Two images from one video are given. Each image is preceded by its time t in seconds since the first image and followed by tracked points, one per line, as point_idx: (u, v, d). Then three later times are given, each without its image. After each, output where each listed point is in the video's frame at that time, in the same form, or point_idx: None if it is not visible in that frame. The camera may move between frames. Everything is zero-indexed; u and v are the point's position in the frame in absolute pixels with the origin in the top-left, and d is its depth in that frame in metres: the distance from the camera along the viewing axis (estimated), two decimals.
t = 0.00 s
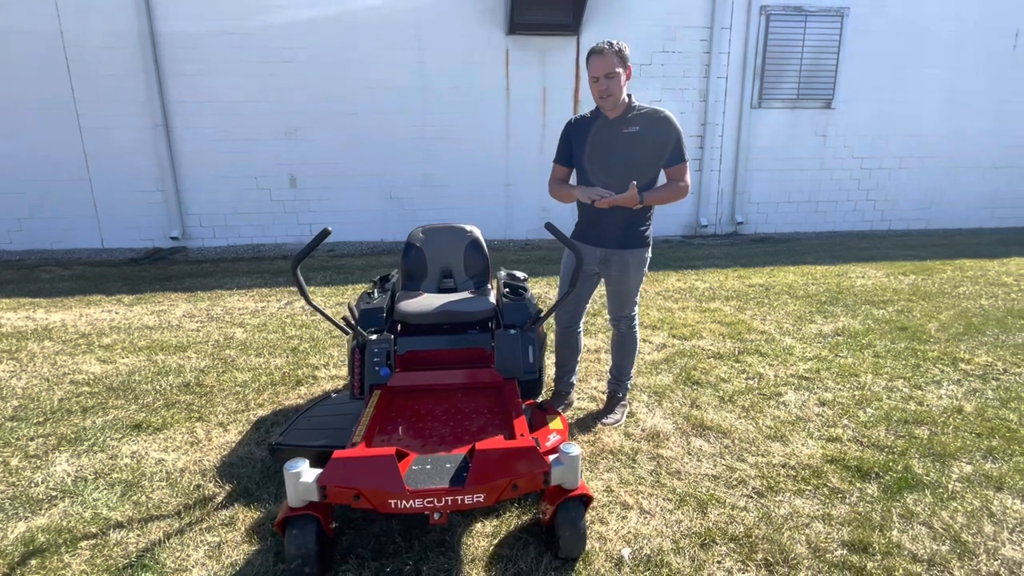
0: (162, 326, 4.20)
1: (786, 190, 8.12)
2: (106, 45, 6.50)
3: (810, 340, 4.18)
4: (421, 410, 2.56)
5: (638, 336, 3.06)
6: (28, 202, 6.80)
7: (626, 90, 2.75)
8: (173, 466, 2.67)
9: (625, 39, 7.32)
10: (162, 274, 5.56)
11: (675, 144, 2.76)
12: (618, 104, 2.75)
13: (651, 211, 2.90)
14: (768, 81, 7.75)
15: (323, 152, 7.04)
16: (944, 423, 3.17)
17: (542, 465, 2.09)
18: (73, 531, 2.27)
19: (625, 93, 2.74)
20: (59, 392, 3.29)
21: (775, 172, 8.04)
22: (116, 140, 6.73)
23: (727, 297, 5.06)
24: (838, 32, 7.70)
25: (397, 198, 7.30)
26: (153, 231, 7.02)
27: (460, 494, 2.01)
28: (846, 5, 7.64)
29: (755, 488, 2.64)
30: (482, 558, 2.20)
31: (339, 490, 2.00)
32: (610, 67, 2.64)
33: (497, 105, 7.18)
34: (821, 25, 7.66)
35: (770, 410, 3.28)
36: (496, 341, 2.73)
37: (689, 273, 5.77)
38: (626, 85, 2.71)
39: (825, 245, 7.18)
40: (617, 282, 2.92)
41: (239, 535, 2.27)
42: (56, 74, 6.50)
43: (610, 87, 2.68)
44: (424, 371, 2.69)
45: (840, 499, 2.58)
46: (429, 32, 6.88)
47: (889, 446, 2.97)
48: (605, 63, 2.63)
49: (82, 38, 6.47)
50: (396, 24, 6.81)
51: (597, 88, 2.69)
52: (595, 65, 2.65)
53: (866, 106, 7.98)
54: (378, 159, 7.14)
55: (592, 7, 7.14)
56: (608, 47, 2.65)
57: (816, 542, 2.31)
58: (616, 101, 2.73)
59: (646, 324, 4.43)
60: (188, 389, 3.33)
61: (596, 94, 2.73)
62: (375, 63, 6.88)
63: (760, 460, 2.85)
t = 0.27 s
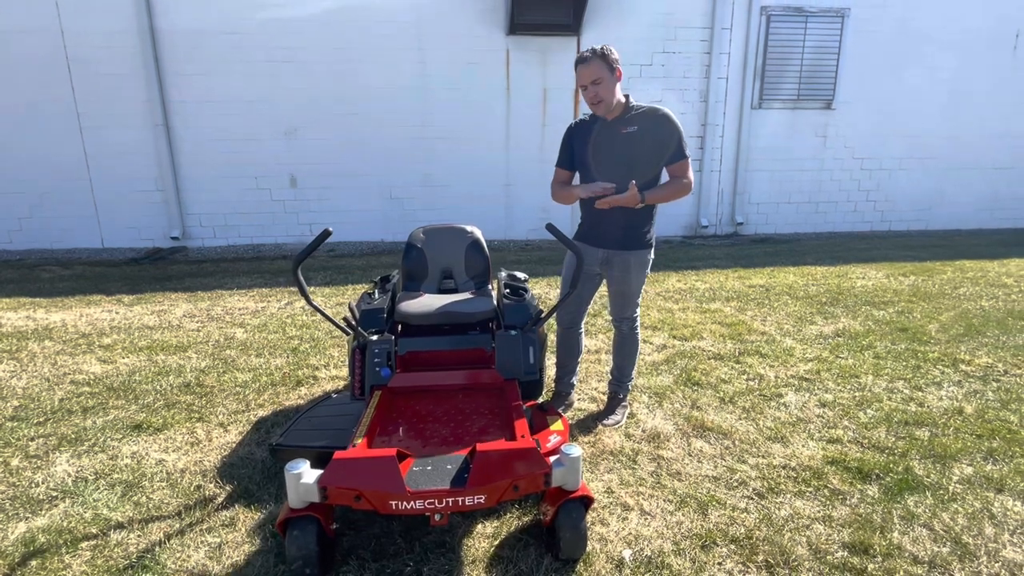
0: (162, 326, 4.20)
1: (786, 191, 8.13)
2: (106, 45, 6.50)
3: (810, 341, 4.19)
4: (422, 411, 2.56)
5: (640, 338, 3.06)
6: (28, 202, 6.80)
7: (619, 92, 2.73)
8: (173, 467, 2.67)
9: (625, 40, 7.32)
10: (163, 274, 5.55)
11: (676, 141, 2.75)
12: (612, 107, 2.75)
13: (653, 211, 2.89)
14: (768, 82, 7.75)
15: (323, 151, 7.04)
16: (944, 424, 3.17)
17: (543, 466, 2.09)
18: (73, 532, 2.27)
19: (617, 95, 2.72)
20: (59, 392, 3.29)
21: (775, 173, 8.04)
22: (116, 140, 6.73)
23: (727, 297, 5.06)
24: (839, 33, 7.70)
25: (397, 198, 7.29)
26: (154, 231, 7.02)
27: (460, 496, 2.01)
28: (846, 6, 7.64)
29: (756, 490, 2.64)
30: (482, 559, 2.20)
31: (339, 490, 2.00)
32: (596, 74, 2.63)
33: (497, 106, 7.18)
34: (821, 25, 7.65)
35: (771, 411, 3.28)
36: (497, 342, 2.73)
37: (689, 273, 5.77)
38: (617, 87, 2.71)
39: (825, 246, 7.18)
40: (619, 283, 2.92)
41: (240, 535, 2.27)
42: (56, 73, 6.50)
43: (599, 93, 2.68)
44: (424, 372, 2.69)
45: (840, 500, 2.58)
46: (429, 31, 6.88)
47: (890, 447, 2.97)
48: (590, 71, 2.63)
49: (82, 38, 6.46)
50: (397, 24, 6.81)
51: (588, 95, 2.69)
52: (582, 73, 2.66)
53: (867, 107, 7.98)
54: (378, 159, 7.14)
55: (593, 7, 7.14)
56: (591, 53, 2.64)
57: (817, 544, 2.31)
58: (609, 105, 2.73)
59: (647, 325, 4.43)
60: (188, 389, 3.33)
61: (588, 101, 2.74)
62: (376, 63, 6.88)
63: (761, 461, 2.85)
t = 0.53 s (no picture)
0: (165, 325, 4.20)
1: (789, 191, 8.11)
2: (109, 45, 6.51)
3: (812, 343, 4.17)
4: (422, 412, 2.57)
5: (641, 338, 3.05)
6: (32, 202, 6.82)
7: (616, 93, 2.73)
8: (175, 467, 2.68)
9: (628, 40, 7.31)
10: (165, 273, 5.56)
11: (676, 140, 2.73)
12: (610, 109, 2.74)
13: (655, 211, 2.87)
14: (771, 82, 7.74)
15: (326, 151, 7.04)
16: (946, 426, 3.16)
17: (543, 467, 2.09)
18: (74, 531, 2.27)
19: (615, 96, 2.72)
20: (61, 392, 3.30)
21: (778, 173, 8.02)
22: (119, 139, 6.74)
23: (729, 298, 5.05)
24: (842, 33, 7.68)
25: (399, 198, 7.30)
26: (156, 230, 7.03)
27: (460, 497, 2.01)
28: (849, 6, 7.61)
29: (757, 492, 2.63)
30: (482, 560, 2.20)
31: (339, 492, 2.00)
32: (593, 75, 2.62)
33: (499, 106, 7.18)
34: (824, 25, 7.63)
35: (773, 413, 3.27)
36: (497, 343, 2.73)
37: (691, 274, 5.77)
38: (615, 89, 2.71)
39: (828, 247, 7.16)
40: (621, 284, 2.92)
41: (240, 535, 2.27)
42: (59, 73, 6.52)
43: (598, 94, 2.67)
44: (425, 372, 2.70)
45: (842, 503, 2.57)
46: (431, 31, 6.88)
47: (892, 449, 2.96)
48: (586, 74, 2.62)
49: (85, 38, 6.48)
50: (399, 24, 6.80)
51: (585, 97, 2.69)
52: (580, 75, 2.65)
53: (870, 107, 7.96)
54: (380, 159, 7.14)
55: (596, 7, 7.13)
56: (588, 56, 2.64)
57: (818, 546, 2.31)
58: (607, 106, 2.72)
59: (648, 325, 4.43)
60: (190, 389, 3.34)
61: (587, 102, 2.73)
62: (378, 62, 6.88)
63: (762, 463, 2.84)
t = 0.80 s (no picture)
0: (168, 325, 4.22)
1: (794, 192, 8.07)
2: (115, 45, 6.54)
3: (816, 344, 4.15)
4: (423, 411, 2.56)
5: (644, 339, 3.04)
6: (38, 201, 6.86)
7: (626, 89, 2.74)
8: (176, 466, 2.68)
9: (632, 40, 7.29)
10: (169, 273, 5.59)
11: (680, 140, 2.72)
12: (619, 104, 2.74)
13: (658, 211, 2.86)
14: (776, 81, 7.71)
15: (330, 151, 7.05)
16: (951, 429, 3.14)
17: (543, 468, 2.08)
18: (76, 530, 2.28)
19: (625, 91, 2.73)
20: (64, 391, 3.31)
21: (783, 173, 7.99)
22: (125, 139, 6.77)
23: (733, 299, 5.03)
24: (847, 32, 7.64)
25: (403, 198, 7.30)
26: (162, 230, 7.06)
27: (460, 498, 2.00)
28: (855, 5, 7.58)
29: (759, 494, 2.62)
30: (482, 561, 2.20)
31: (338, 492, 2.00)
32: (612, 64, 2.63)
33: (503, 106, 7.18)
34: (829, 25, 7.59)
35: (776, 414, 3.25)
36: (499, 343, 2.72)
37: (695, 274, 5.75)
38: (626, 83, 2.72)
39: (833, 247, 7.12)
40: (624, 285, 2.91)
41: (240, 535, 2.27)
42: (66, 73, 6.55)
43: (613, 83, 2.67)
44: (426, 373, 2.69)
45: (845, 505, 2.56)
46: (435, 31, 6.88)
47: (896, 452, 2.93)
48: (607, 60, 2.62)
49: (92, 38, 6.51)
50: (403, 23, 6.81)
51: (600, 84, 2.67)
52: (597, 62, 2.63)
53: (876, 107, 7.92)
54: (384, 159, 7.15)
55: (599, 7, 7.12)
56: (607, 47, 2.66)
57: (820, 549, 2.29)
58: (618, 99, 2.71)
59: (651, 326, 4.41)
60: (192, 388, 3.35)
61: (598, 91, 2.70)
62: (382, 62, 6.89)
63: (765, 465, 2.83)
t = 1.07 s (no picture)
0: (173, 324, 4.24)
1: (801, 192, 8.02)
2: (123, 46, 6.59)
3: (822, 346, 4.12)
4: (422, 413, 2.56)
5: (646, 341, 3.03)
6: (48, 201, 6.92)
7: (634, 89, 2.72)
8: (178, 466, 2.69)
9: (638, 39, 7.26)
10: (176, 272, 5.62)
11: (683, 143, 2.70)
12: (626, 103, 2.71)
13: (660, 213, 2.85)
14: (783, 81, 7.65)
15: (335, 151, 7.07)
16: (958, 433, 3.10)
17: (541, 472, 2.07)
18: (77, 529, 2.30)
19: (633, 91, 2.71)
20: (69, 390, 3.33)
21: (790, 174, 7.93)
22: (133, 140, 6.82)
23: (738, 300, 5.00)
24: (856, 32, 7.57)
25: (409, 198, 7.31)
26: (169, 230, 7.11)
27: (457, 501, 2.00)
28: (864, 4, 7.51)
29: (761, 499, 2.60)
30: (479, 564, 2.19)
31: (336, 494, 2.00)
32: (623, 60, 2.61)
33: (508, 106, 7.17)
34: (838, 24, 7.53)
35: (779, 418, 3.23)
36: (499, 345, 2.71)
37: (700, 275, 5.72)
38: (635, 81, 2.70)
39: (841, 249, 7.06)
40: (626, 287, 2.89)
41: (239, 535, 2.28)
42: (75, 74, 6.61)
43: (623, 80, 2.65)
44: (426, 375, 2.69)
45: (848, 511, 2.53)
46: (440, 31, 6.88)
47: (901, 457, 2.90)
48: (618, 56, 2.60)
49: (101, 39, 6.56)
50: (408, 24, 6.81)
51: (609, 80, 2.64)
52: (608, 58, 2.61)
53: (885, 107, 7.84)
54: (390, 159, 7.16)
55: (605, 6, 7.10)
56: (619, 44, 2.64)
57: (822, 556, 2.27)
58: (626, 97, 2.69)
59: (655, 327, 4.39)
60: (195, 388, 3.36)
61: (607, 88, 2.67)
62: (387, 63, 6.89)
63: (768, 469, 2.80)
